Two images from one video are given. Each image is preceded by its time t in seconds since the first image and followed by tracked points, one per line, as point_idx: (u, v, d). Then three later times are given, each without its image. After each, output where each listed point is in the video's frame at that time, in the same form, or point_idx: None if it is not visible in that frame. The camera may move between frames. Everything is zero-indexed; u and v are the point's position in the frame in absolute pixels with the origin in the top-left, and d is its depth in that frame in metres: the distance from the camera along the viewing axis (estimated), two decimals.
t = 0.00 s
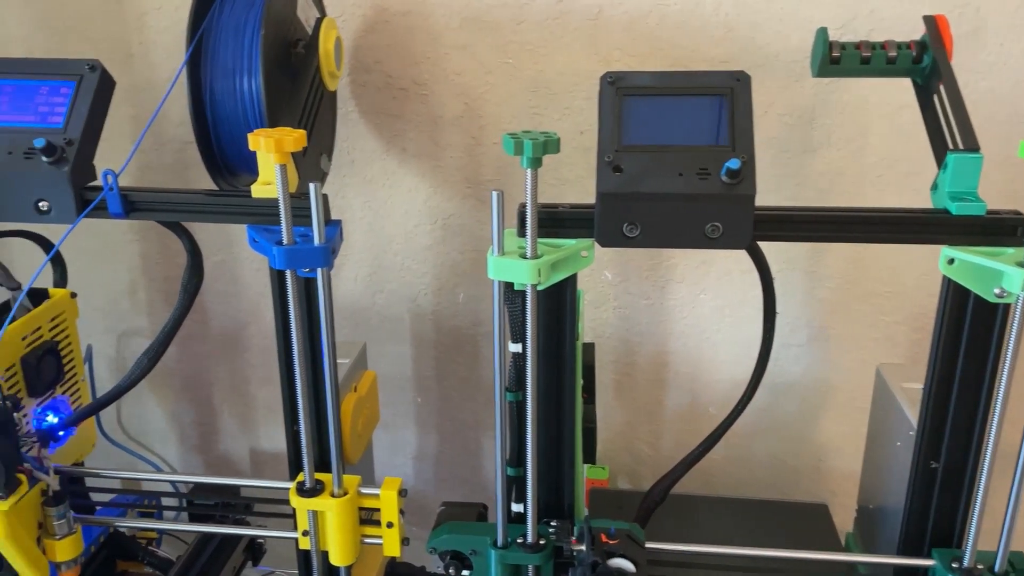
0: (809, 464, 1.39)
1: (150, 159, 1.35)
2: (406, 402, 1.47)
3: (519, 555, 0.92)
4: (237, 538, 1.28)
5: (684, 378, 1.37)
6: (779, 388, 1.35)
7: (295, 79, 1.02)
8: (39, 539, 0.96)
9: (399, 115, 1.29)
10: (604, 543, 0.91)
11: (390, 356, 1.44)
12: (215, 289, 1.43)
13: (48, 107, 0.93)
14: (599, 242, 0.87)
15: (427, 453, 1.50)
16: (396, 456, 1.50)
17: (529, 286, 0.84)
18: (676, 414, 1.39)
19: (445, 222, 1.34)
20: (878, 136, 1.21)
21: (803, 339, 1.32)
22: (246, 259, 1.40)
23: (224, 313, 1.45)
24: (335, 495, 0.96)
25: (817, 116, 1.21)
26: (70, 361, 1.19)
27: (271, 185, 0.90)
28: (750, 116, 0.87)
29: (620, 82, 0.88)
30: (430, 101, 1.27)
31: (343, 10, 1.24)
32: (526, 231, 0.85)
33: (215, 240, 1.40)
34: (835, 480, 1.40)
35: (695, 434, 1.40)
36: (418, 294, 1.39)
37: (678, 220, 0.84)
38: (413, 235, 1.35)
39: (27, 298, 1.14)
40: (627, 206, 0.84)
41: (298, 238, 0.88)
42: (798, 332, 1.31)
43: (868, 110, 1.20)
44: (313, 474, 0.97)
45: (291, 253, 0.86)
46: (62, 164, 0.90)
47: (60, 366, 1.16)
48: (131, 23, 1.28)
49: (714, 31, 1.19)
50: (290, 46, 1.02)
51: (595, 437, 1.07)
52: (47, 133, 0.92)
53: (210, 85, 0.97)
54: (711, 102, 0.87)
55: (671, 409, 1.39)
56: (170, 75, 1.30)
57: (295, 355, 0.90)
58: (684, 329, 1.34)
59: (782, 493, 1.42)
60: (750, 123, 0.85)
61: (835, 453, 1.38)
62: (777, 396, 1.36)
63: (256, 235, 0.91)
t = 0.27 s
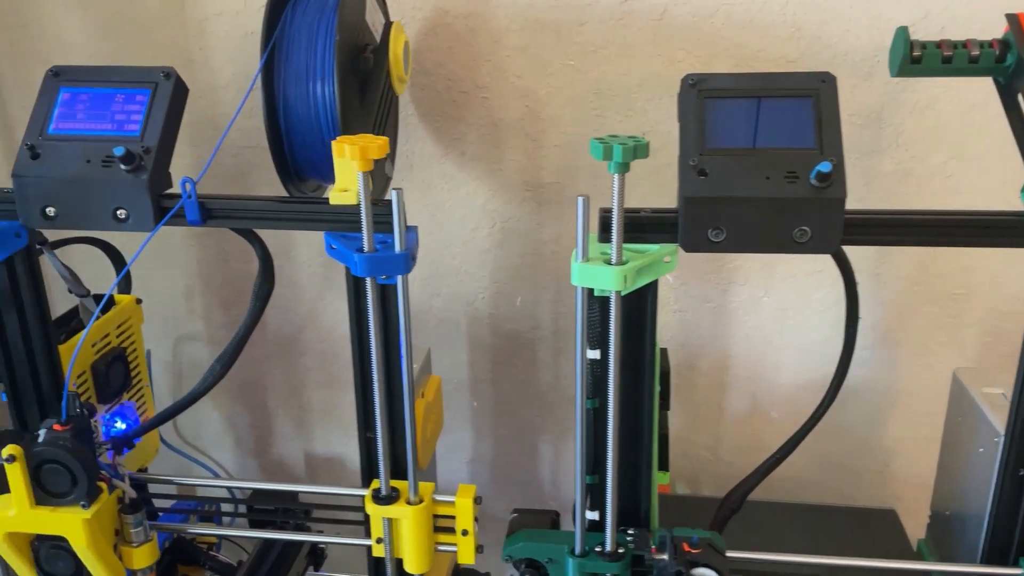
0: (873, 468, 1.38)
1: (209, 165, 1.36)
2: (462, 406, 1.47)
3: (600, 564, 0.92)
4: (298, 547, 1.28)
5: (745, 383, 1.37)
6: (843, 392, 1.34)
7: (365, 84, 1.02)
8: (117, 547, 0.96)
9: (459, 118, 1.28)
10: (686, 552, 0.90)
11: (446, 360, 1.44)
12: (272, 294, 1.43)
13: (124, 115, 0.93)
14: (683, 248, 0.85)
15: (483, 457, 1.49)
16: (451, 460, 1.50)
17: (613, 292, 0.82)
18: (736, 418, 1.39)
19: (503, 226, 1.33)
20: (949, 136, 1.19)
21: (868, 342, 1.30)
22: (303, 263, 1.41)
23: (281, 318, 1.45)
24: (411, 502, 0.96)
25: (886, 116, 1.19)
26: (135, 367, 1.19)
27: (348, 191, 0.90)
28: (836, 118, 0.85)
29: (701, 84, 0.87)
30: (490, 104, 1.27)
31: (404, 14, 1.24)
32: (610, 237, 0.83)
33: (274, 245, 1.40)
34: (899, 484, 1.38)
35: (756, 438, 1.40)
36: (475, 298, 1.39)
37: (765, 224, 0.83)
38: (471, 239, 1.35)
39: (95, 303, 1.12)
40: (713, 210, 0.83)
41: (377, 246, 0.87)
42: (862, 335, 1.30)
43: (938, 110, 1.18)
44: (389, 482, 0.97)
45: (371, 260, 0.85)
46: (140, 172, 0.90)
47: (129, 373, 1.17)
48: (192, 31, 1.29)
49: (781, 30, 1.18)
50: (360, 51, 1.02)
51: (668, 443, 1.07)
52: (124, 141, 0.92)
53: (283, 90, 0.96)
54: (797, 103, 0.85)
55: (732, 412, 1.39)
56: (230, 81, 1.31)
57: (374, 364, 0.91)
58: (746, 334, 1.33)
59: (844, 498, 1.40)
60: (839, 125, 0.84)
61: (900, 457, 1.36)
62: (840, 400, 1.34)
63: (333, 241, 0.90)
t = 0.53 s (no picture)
0: (937, 472, 1.35)
1: (258, 170, 1.34)
2: (513, 412, 1.44)
3: None
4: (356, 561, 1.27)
5: (806, 386, 1.34)
6: (904, 393, 1.32)
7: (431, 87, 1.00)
8: (187, 564, 0.93)
9: (514, 119, 1.25)
10: (777, 566, 0.88)
11: (498, 365, 1.42)
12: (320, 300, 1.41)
13: (191, 122, 0.90)
14: (775, 252, 0.82)
15: (534, 463, 1.47)
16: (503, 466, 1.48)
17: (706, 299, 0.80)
18: (795, 421, 1.37)
19: (558, 228, 1.31)
20: (1021, 131, 1.16)
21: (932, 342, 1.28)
22: (354, 268, 1.39)
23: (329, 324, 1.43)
24: (488, 516, 0.93)
25: (956, 113, 1.16)
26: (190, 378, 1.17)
27: (424, 199, 0.87)
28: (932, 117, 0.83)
29: (789, 83, 0.84)
30: (546, 105, 1.24)
31: (459, 13, 1.21)
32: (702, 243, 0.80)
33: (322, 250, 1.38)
34: (964, 488, 1.35)
35: (817, 444, 1.37)
36: (528, 301, 1.37)
37: (862, 228, 0.80)
38: (525, 242, 1.32)
39: (152, 314, 1.11)
40: (808, 214, 0.80)
41: (459, 255, 0.85)
42: (925, 335, 1.28)
43: (1011, 105, 1.14)
44: (466, 495, 0.94)
45: (454, 269, 0.83)
46: (211, 181, 0.88)
47: (187, 386, 1.15)
48: (241, 33, 1.26)
49: (848, 25, 1.15)
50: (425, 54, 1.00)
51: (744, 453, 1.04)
52: (193, 149, 0.89)
53: (352, 95, 0.94)
54: (891, 102, 0.83)
55: (791, 416, 1.37)
56: (279, 84, 1.28)
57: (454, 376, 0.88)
58: (807, 336, 1.31)
59: (906, 502, 1.37)
60: (938, 125, 0.81)
61: (965, 460, 1.33)
62: (901, 400, 1.32)
63: (409, 249, 0.88)
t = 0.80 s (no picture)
0: (989, 466, 1.33)
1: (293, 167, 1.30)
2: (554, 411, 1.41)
3: None
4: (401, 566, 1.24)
5: (856, 380, 1.31)
6: (958, 387, 1.29)
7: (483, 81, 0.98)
8: None
9: (557, 111, 1.22)
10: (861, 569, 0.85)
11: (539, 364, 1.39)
12: (355, 299, 1.38)
13: (243, 117, 0.87)
14: (859, 244, 0.79)
15: (575, 462, 1.44)
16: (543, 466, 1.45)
17: (791, 294, 0.77)
18: (844, 416, 1.34)
19: (602, 222, 1.28)
20: None
21: (986, 334, 1.25)
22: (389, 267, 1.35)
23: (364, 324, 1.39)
24: (556, 521, 0.90)
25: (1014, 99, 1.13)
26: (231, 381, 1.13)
27: (488, 193, 0.84)
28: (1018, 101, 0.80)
29: (869, 69, 0.81)
30: (591, 95, 1.21)
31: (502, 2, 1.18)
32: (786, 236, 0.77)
33: (358, 248, 1.34)
34: (1015, 481, 1.33)
35: (866, 438, 1.35)
36: (570, 298, 1.34)
37: (952, 219, 0.77)
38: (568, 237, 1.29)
39: (194, 317, 1.07)
40: (896, 205, 0.77)
41: (530, 253, 0.82)
42: (979, 328, 1.25)
43: None
44: (532, 500, 0.91)
45: (526, 267, 0.79)
46: (267, 178, 0.84)
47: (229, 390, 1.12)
48: (275, 25, 1.23)
49: (904, 11, 1.12)
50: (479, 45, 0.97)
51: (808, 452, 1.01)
52: (246, 145, 0.86)
53: (407, 87, 0.91)
54: (976, 87, 0.80)
55: (840, 410, 1.34)
56: (315, 78, 1.25)
57: (522, 380, 0.85)
58: (857, 329, 1.28)
59: (956, 497, 1.35)
60: None
61: (1017, 453, 1.31)
62: (954, 394, 1.29)
63: (474, 246, 0.85)
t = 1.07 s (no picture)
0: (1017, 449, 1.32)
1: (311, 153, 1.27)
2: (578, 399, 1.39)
3: (812, 569, 0.85)
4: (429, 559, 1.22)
5: (884, 364, 1.30)
6: (987, 369, 1.28)
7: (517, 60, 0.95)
8: (281, 570, 0.88)
9: (583, 93, 1.19)
10: (915, 553, 0.83)
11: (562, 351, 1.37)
12: (374, 287, 1.35)
13: (275, 98, 0.84)
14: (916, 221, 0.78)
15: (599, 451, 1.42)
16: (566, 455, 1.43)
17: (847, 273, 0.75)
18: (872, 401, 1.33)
19: (628, 207, 1.25)
20: None
21: (1016, 316, 1.24)
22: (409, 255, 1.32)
23: (383, 313, 1.37)
24: (600, 510, 0.88)
25: None
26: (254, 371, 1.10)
27: (530, 174, 0.81)
28: None
29: (923, 43, 0.79)
30: (618, 76, 1.18)
31: None
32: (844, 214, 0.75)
33: (377, 236, 1.31)
34: None
35: (892, 422, 1.33)
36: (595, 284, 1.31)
37: (1011, 194, 0.75)
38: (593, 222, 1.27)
39: (218, 306, 1.04)
40: (955, 181, 0.75)
41: (578, 234, 0.80)
42: (1010, 310, 1.24)
43: None
44: (575, 488, 0.89)
45: (574, 248, 0.77)
46: (302, 161, 0.82)
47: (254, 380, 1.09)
48: (293, 7, 1.19)
49: None
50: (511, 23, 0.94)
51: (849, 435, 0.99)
52: (280, 126, 0.83)
53: (442, 67, 0.88)
54: None
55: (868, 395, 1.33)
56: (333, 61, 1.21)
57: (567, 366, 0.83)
58: (886, 312, 1.26)
59: (984, 480, 1.34)
60: None
61: None
62: (984, 377, 1.28)
63: (516, 228, 0.83)
